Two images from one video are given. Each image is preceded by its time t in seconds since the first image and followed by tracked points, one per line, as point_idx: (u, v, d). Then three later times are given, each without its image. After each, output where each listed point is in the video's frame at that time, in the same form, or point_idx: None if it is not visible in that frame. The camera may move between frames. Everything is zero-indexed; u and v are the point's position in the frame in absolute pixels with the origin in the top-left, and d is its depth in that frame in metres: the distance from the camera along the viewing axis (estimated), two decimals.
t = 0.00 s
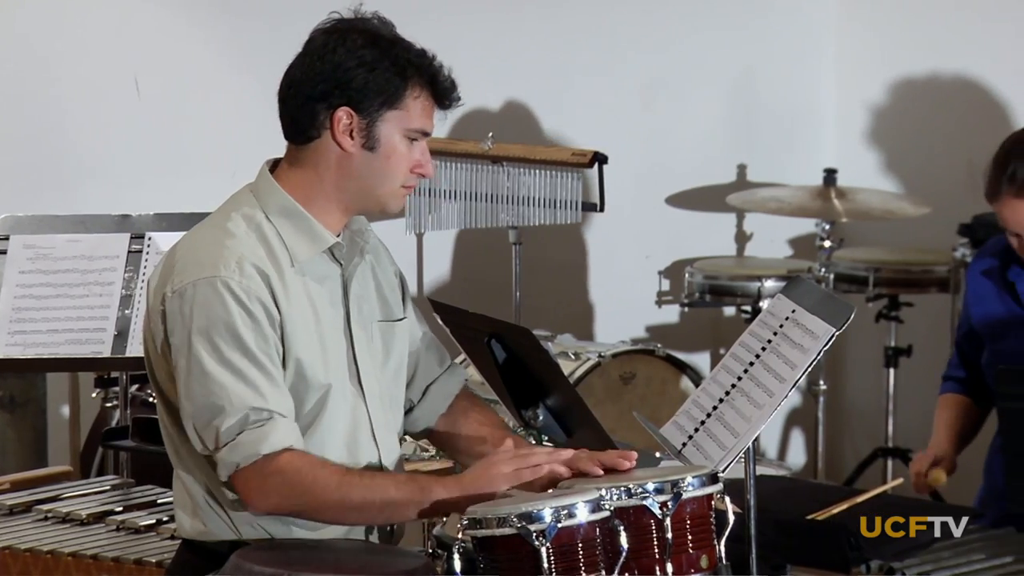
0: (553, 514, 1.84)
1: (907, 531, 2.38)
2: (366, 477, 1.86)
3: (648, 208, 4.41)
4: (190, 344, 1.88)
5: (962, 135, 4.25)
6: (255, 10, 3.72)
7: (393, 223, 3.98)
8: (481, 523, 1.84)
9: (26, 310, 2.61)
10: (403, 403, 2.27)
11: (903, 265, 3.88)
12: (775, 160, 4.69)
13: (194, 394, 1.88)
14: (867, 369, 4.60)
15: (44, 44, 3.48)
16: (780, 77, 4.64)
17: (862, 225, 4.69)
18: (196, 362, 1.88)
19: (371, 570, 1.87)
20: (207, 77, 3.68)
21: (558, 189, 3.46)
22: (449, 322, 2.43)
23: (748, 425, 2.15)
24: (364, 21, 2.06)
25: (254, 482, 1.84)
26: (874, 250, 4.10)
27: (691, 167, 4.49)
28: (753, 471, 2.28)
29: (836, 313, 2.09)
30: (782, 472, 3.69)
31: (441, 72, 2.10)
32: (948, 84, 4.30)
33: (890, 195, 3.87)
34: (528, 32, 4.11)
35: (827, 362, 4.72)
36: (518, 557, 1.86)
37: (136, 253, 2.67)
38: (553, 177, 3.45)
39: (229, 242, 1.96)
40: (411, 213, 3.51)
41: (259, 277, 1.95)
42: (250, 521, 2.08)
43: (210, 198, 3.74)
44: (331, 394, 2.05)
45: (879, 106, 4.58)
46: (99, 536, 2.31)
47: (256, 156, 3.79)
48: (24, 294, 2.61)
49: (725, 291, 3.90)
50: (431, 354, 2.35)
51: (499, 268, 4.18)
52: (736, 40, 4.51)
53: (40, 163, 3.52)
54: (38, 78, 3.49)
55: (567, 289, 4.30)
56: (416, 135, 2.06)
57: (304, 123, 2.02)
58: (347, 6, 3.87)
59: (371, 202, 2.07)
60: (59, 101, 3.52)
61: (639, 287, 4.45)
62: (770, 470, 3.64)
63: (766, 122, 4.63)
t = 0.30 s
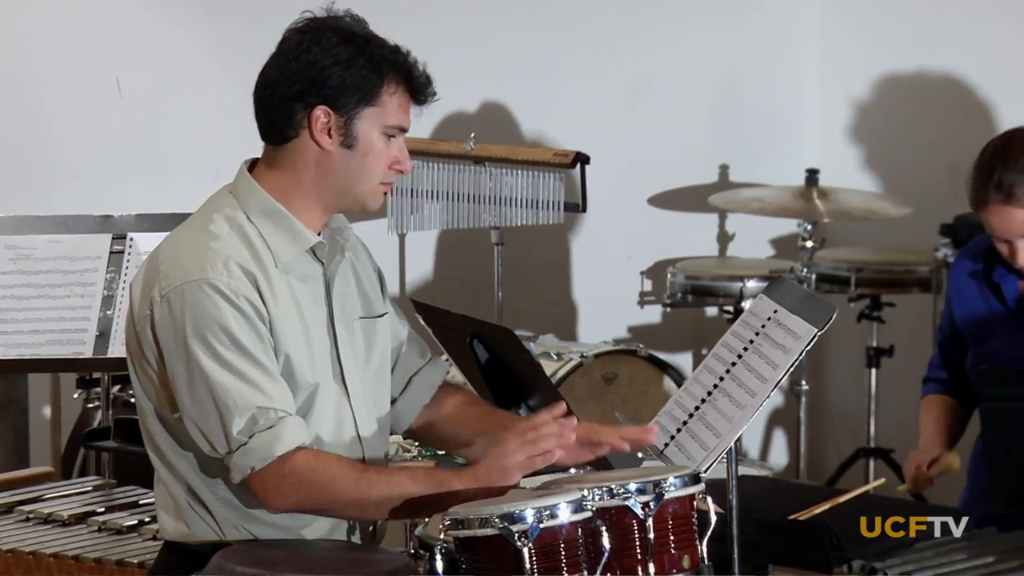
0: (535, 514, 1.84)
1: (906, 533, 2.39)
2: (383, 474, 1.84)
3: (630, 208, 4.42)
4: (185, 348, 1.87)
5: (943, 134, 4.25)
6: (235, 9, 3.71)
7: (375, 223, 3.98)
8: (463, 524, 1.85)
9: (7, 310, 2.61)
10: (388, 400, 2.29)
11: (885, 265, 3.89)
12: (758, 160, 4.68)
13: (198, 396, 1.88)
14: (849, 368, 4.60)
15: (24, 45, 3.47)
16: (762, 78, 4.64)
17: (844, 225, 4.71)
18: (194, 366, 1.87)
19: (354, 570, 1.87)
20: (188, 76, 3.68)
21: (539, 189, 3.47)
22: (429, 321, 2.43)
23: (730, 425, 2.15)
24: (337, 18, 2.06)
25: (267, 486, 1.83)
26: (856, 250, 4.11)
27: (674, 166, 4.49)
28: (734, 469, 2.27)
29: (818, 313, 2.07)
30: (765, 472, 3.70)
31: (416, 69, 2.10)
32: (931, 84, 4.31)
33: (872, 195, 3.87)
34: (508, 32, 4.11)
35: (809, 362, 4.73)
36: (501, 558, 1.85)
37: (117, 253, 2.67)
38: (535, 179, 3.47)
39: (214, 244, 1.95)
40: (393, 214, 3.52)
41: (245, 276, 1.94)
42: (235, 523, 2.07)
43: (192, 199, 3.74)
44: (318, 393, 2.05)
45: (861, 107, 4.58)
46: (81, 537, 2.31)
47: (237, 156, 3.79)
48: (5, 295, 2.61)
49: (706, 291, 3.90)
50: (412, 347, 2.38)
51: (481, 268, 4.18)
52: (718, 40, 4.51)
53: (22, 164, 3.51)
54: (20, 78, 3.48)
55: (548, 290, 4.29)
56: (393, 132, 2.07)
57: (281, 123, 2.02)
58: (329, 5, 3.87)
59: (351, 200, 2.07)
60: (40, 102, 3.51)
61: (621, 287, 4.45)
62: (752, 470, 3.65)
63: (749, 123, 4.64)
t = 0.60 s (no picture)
0: (517, 515, 1.84)
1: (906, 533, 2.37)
2: (347, 476, 1.84)
3: (611, 209, 4.42)
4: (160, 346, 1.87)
5: (923, 136, 4.26)
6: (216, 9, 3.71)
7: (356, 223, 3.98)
8: (444, 524, 1.85)
9: None
10: (368, 401, 2.28)
11: (865, 265, 3.90)
12: (738, 160, 4.69)
13: (167, 395, 1.87)
14: (830, 369, 4.61)
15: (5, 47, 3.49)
16: (743, 78, 4.64)
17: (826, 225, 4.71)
18: (168, 364, 1.86)
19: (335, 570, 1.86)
20: (169, 76, 3.68)
21: (520, 189, 3.49)
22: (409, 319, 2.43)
23: (711, 425, 2.12)
24: (315, 17, 2.06)
25: (231, 484, 1.82)
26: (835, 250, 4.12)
27: (655, 167, 4.49)
28: (716, 470, 2.26)
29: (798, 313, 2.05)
30: (744, 472, 3.70)
31: (395, 65, 2.09)
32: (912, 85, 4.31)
33: (853, 195, 3.88)
34: (489, 33, 4.11)
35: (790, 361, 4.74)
36: (481, 559, 1.85)
37: (98, 254, 2.67)
38: (516, 178, 3.49)
39: (194, 243, 1.96)
40: (373, 214, 3.51)
41: (224, 277, 1.94)
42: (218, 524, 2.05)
43: (173, 199, 3.74)
44: (296, 395, 2.05)
45: (841, 107, 4.59)
46: (63, 538, 2.31)
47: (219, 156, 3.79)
48: None
49: (687, 291, 3.91)
50: (391, 353, 2.35)
51: (462, 268, 4.17)
52: (698, 41, 4.51)
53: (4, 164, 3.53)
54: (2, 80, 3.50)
55: (528, 290, 4.30)
56: (373, 130, 2.06)
57: (260, 122, 2.02)
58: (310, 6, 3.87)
59: (332, 198, 2.07)
60: (21, 102, 3.53)
61: (603, 287, 4.45)
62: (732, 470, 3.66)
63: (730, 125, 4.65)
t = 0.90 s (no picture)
0: (497, 515, 1.84)
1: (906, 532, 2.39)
2: (270, 467, 1.79)
3: (592, 209, 4.43)
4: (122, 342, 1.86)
5: (905, 136, 4.27)
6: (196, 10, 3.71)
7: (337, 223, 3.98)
8: (425, 525, 1.86)
9: None
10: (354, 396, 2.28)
11: (845, 265, 3.90)
12: (719, 160, 4.69)
13: (120, 392, 1.86)
14: (810, 369, 4.62)
15: None
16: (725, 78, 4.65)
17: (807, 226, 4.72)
18: (124, 362, 1.85)
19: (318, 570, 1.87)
20: (149, 76, 3.68)
21: (500, 188, 3.50)
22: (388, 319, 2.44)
23: (692, 425, 2.06)
24: (310, 22, 2.06)
25: (165, 483, 1.79)
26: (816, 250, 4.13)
27: (636, 167, 4.50)
28: (696, 471, 2.25)
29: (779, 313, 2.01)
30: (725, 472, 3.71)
31: (386, 75, 2.09)
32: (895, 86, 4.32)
33: (833, 195, 3.88)
34: (471, 33, 4.11)
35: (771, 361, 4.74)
36: (462, 559, 1.86)
37: (77, 254, 2.67)
38: (494, 178, 3.49)
39: (169, 242, 1.95)
40: (354, 214, 3.52)
41: (197, 277, 1.94)
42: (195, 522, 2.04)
43: (153, 200, 3.74)
44: (270, 396, 2.04)
45: (822, 107, 4.60)
46: (43, 538, 2.30)
47: (199, 156, 3.79)
48: None
49: (667, 291, 3.91)
50: (384, 346, 2.35)
51: (443, 269, 4.18)
52: (679, 41, 4.52)
53: None
54: None
55: (508, 290, 4.29)
56: (360, 137, 2.06)
57: (248, 122, 2.01)
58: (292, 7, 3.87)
59: (314, 202, 2.06)
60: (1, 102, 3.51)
61: (583, 287, 4.45)
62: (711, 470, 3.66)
63: (712, 126, 4.65)
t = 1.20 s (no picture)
0: (475, 515, 1.84)
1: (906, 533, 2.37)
2: (240, 492, 1.75)
3: (572, 209, 4.44)
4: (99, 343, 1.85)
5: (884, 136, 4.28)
6: (174, 10, 3.72)
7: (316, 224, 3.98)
8: (403, 525, 1.85)
9: None
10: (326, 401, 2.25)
11: (822, 265, 3.91)
12: (695, 161, 4.71)
13: (98, 393, 1.85)
14: (789, 369, 4.63)
15: None
16: (701, 79, 4.67)
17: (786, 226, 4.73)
18: (103, 362, 1.84)
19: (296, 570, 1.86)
20: (129, 76, 3.68)
21: (478, 189, 3.54)
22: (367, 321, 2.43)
23: (670, 425, 2.04)
24: (289, 22, 2.05)
25: (138, 486, 1.78)
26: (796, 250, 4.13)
27: (614, 167, 4.52)
28: (675, 471, 2.24)
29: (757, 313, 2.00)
30: (704, 471, 3.72)
31: (366, 75, 2.09)
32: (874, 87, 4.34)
33: (811, 195, 3.89)
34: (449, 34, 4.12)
35: (750, 361, 4.75)
36: (440, 559, 1.85)
37: (55, 255, 2.69)
38: (473, 178, 3.53)
39: (148, 243, 1.95)
40: (333, 215, 3.52)
41: (176, 279, 1.93)
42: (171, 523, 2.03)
43: (133, 200, 3.74)
44: (248, 396, 2.04)
45: (801, 108, 4.61)
46: (20, 539, 2.30)
47: (179, 157, 3.79)
48: None
49: (646, 291, 3.91)
50: (354, 354, 2.33)
51: (421, 269, 4.18)
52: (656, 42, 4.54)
53: None
54: None
55: (485, 291, 4.29)
56: (340, 138, 2.05)
57: (228, 123, 2.01)
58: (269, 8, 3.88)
59: (293, 203, 2.06)
60: None
61: (563, 287, 4.46)
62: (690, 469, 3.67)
63: (688, 126, 4.68)
